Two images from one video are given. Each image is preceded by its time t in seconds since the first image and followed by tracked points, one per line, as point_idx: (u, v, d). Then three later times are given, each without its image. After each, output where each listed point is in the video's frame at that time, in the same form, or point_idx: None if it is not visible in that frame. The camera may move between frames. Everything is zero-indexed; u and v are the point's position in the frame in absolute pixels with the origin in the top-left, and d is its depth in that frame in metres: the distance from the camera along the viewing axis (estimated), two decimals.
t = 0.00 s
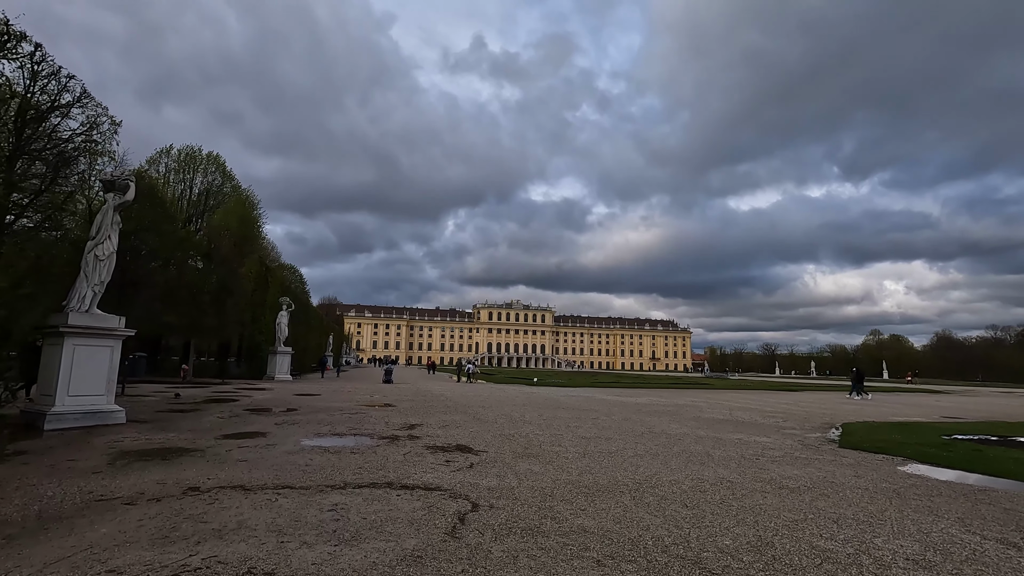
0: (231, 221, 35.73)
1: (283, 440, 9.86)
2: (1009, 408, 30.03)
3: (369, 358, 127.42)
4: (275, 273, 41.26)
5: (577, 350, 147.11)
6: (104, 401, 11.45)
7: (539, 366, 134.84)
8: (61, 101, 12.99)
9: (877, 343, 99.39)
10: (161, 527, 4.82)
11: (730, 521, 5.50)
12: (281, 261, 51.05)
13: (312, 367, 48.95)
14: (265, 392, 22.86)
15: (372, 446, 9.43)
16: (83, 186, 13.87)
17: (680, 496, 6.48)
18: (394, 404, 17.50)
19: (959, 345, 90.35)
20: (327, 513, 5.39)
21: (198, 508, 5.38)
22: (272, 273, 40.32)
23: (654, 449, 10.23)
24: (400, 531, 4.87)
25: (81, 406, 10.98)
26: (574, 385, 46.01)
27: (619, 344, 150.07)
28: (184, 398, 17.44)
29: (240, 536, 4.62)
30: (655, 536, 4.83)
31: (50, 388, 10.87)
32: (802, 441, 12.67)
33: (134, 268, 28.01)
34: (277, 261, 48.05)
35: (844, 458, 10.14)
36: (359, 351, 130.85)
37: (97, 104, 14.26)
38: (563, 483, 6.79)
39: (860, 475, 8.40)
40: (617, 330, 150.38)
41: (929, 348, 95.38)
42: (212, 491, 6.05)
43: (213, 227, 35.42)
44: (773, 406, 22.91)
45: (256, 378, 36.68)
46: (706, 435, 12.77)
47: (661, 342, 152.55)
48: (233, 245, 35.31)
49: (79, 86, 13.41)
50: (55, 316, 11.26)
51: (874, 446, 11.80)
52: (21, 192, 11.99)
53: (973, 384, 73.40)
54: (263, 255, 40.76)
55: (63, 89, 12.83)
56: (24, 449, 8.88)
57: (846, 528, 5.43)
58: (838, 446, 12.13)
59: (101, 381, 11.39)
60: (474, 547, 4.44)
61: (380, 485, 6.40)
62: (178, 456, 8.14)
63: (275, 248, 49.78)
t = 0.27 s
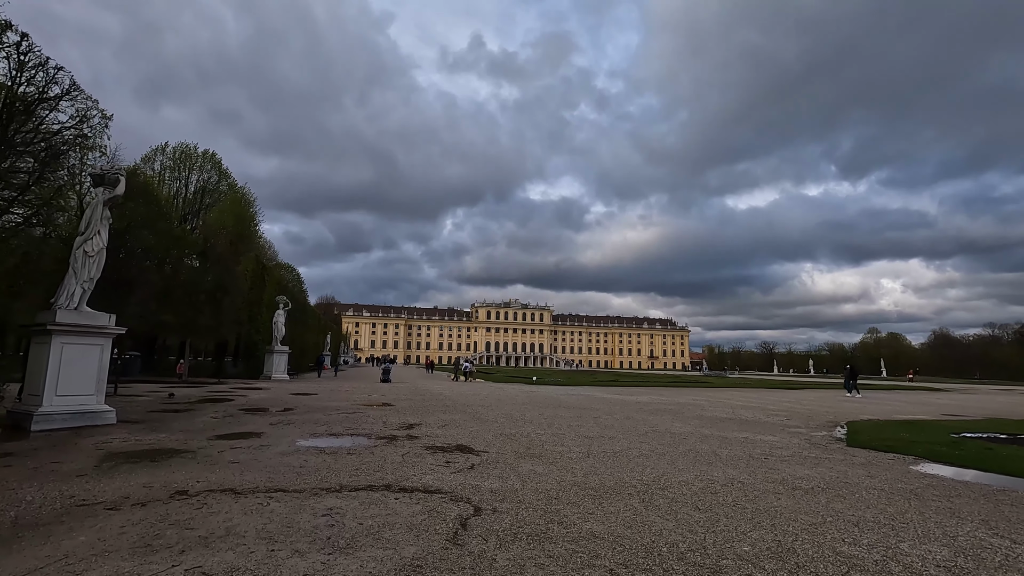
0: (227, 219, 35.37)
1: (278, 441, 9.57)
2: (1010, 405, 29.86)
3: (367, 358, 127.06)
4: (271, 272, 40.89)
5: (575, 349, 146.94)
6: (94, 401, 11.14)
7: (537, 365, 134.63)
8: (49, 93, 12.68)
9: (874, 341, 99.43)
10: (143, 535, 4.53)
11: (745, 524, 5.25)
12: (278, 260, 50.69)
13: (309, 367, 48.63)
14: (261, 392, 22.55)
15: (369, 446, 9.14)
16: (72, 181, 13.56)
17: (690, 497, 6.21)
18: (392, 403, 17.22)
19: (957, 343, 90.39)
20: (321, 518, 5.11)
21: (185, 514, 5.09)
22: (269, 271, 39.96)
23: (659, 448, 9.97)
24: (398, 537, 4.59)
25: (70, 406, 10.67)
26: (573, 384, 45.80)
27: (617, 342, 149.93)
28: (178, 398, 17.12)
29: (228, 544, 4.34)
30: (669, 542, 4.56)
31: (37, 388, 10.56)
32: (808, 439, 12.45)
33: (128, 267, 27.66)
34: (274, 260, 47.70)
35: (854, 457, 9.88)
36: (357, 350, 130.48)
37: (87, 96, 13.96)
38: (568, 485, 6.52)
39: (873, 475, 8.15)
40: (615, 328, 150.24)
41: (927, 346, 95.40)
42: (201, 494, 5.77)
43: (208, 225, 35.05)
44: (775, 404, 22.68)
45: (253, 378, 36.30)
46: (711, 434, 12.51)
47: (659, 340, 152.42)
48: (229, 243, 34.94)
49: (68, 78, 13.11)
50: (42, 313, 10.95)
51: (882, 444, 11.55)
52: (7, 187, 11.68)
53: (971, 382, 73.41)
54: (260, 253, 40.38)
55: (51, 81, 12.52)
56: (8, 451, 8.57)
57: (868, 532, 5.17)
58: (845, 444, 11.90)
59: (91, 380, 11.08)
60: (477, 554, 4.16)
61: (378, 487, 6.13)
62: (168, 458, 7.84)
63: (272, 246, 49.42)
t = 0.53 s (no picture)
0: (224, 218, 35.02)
1: (273, 445, 9.29)
2: (1013, 404, 29.61)
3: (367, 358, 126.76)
4: (269, 271, 40.57)
5: (574, 348, 146.69)
6: (85, 404, 10.85)
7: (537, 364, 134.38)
8: (38, 88, 12.41)
9: (874, 339, 99.28)
10: (125, 551, 4.24)
11: (762, 536, 4.98)
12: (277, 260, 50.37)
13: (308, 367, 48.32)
14: (258, 393, 22.26)
15: (367, 450, 8.87)
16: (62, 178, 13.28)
17: (702, 506, 5.94)
18: (392, 405, 16.95)
19: (956, 342, 90.22)
20: (315, 531, 4.83)
21: (171, 527, 4.81)
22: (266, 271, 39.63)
23: (665, 451, 9.70)
24: (396, 552, 4.31)
25: (60, 410, 10.38)
26: (573, 383, 45.49)
27: (616, 341, 149.71)
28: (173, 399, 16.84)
29: (215, 562, 4.05)
30: (685, 557, 4.29)
31: (26, 391, 10.27)
32: (815, 441, 12.19)
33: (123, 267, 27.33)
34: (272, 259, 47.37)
35: (865, 460, 9.62)
36: (356, 350, 130.17)
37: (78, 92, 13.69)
38: (574, 492, 6.25)
39: (888, 479, 7.89)
40: (614, 327, 150.01)
41: (926, 345, 95.26)
42: (189, 505, 5.48)
43: (205, 224, 34.70)
44: (778, 404, 22.41)
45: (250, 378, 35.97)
46: (716, 436, 12.23)
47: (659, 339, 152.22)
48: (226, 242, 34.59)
49: (57, 73, 12.83)
50: (31, 314, 10.66)
51: (892, 446, 11.29)
52: None
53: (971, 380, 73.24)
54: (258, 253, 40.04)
55: (41, 76, 12.26)
56: None
57: (893, 543, 4.90)
58: (854, 446, 11.63)
59: (81, 383, 10.78)
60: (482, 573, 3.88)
61: (375, 496, 5.85)
62: (158, 464, 7.55)
63: (269, 246, 49.08)
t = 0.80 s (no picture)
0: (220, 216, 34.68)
1: (267, 445, 9.04)
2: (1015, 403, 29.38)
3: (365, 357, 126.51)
4: (267, 270, 40.25)
5: (573, 348, 146.47)
6: (74, 402, 10.58)
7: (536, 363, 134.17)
8: (28, 80, 12.17)
9: (873, 339, 99.14)
10: (99, 559, 3.98)
11: (776, 541, 4.73)
12: (275, 258, 50.07)
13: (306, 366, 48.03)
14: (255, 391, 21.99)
15: (363, 450, 8.61)
16: (52, 172, 13.03)
17: (711, 508, 5.69)
18: (389, 404, 16.68)
19: (955, 341, 90.09)
20: (304, 536, 4.57)
21: (151, 532, 4.58)
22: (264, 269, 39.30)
23: (669, 451, 9.45)
24: (391, 558, 4.06)
25: (47, 409, 10.10)
26: (573, 382, 45.10)
27: (615, 341, 149.49)
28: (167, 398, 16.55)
29: (194, 571, 3.78)
30: (696, 564, 4.05)
31: (12, 390, 9.98)
32: (822, 441, 11.93)
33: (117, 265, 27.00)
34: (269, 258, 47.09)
35: (874, 460, 9.37)
36: (355, 348, 129.89)
37: (68, 85, 13.45)
38: (576, 494, 6.00)
39: (900, 480, 7.63)
40: (614, 326, 149.82)
41: (925, 344, 95.16)
42: (173, 508, 5.21)
43: (202, 222, 34.39)
44: (780, 403, 22.16)
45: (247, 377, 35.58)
46: (720, 436, 11.97)
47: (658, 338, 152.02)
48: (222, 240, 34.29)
49: (47, 65, 12.59)
50: (17, 311, 10.38)
51: (901, 446, 11.03)
52: None
53: (970, 380, 73.13)
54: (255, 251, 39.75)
55: (29, 67, 12.01)
56: None
57: (913, 550, 4.65)
58: (861, 446, 11.39)
59: (69, 381, 10.50)
60: None
61: (369, 499, 5.59)
62: (145, 465, 7.28)
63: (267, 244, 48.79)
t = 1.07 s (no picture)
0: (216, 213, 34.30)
1: (256, 445, 8.72)
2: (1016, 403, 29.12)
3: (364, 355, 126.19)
4: (263, 267, 39.87)
5: (572, 347, 146.20)
6: (58, 401, 10.24)
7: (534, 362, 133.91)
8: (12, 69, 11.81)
9: (872, 338, 98.98)
10: (61, 572, 3.65)
11: (794, 552, 4.40)
12: (272, 256, 49.71)
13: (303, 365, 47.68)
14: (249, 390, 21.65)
15: (355, 452, 8.28)
16: (38, 164, 12.68)
17: (720, 515, 5.37)
18: (385, 403, 16.36)
19: (954, 341, 89.96)
20: (287, 545, 4.25)
21: (122, 542, 4.25)
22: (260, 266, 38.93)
23: (672, 453, 9.14)
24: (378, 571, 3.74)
25: (29, 407, 9.77)
26: (571, 381, 44.79)
27: (614, 340, 149.27)
28: (158, 396, 16.22)
29: None
30: None
31: None
32: (828, 442, 11.62)
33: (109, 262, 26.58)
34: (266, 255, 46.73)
35: (885, 462, 9.06)
36: (353, 347, 129.44)
37: (55, 75, 13.09)
38: (577, 499, 5.68)
39: (915, 484, 7.31)
40: (612, 326, 149.59)
41: (924, 344, 95.01)
42: (148, 515, 4.87)
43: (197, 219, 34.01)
44: (782, 403, 21.87)
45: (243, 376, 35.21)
46: (724, 437, 11.66)
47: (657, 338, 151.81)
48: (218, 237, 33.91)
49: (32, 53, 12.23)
50: None
51: (909, 447, 10.73)
52: None
53: (969, 379, 72.95)
54: (251, 248, 39.36)
55: (13, 56, 11.65)
56: None
57: (941, 561, 4.33)
58: (869, 447, 11.06)
59: (53, 379, 10.16)
60: None
61: (359, 504, 5.27)
62: (125, 467, 6.93)
63: (264, 241, 48.42)
